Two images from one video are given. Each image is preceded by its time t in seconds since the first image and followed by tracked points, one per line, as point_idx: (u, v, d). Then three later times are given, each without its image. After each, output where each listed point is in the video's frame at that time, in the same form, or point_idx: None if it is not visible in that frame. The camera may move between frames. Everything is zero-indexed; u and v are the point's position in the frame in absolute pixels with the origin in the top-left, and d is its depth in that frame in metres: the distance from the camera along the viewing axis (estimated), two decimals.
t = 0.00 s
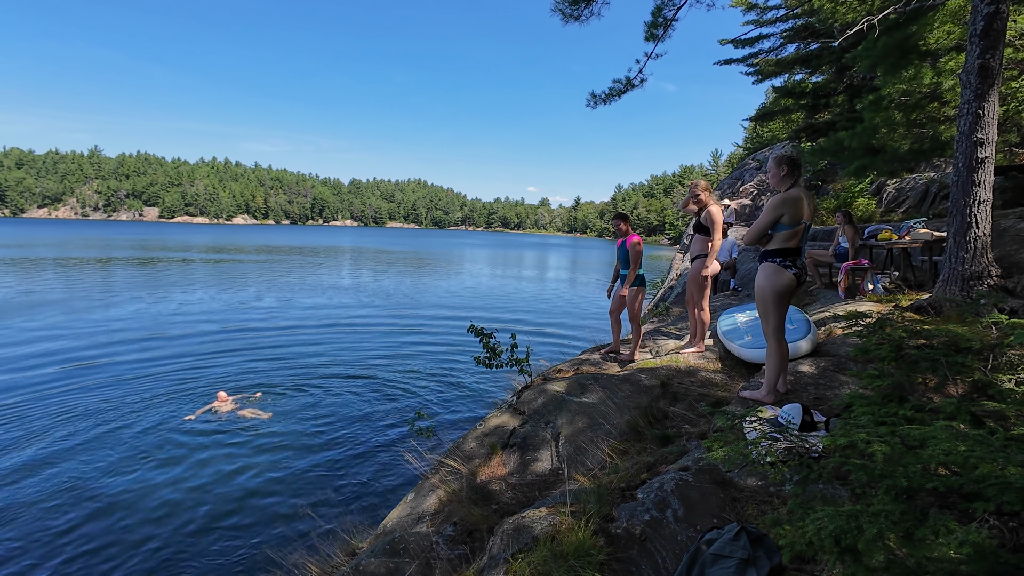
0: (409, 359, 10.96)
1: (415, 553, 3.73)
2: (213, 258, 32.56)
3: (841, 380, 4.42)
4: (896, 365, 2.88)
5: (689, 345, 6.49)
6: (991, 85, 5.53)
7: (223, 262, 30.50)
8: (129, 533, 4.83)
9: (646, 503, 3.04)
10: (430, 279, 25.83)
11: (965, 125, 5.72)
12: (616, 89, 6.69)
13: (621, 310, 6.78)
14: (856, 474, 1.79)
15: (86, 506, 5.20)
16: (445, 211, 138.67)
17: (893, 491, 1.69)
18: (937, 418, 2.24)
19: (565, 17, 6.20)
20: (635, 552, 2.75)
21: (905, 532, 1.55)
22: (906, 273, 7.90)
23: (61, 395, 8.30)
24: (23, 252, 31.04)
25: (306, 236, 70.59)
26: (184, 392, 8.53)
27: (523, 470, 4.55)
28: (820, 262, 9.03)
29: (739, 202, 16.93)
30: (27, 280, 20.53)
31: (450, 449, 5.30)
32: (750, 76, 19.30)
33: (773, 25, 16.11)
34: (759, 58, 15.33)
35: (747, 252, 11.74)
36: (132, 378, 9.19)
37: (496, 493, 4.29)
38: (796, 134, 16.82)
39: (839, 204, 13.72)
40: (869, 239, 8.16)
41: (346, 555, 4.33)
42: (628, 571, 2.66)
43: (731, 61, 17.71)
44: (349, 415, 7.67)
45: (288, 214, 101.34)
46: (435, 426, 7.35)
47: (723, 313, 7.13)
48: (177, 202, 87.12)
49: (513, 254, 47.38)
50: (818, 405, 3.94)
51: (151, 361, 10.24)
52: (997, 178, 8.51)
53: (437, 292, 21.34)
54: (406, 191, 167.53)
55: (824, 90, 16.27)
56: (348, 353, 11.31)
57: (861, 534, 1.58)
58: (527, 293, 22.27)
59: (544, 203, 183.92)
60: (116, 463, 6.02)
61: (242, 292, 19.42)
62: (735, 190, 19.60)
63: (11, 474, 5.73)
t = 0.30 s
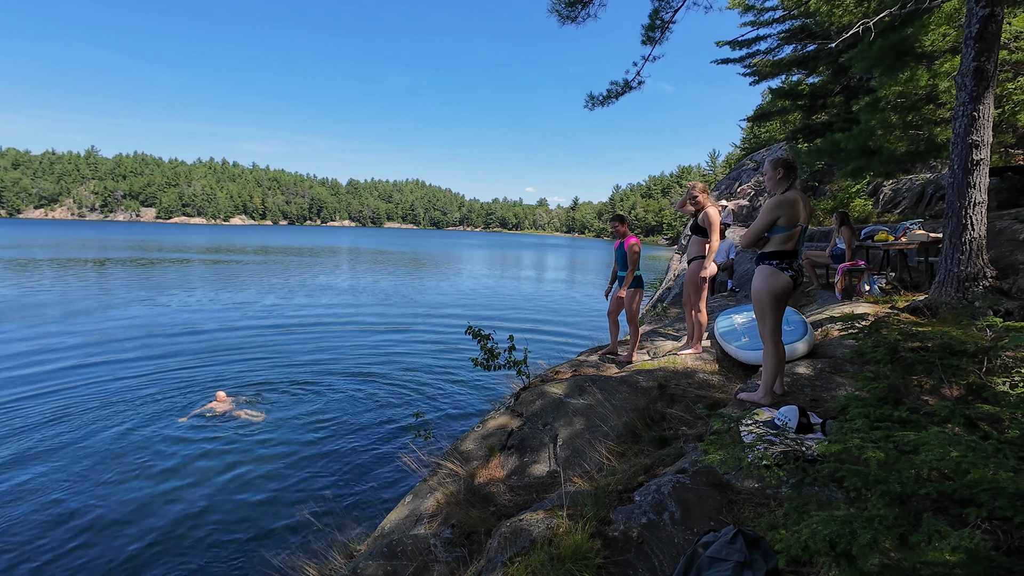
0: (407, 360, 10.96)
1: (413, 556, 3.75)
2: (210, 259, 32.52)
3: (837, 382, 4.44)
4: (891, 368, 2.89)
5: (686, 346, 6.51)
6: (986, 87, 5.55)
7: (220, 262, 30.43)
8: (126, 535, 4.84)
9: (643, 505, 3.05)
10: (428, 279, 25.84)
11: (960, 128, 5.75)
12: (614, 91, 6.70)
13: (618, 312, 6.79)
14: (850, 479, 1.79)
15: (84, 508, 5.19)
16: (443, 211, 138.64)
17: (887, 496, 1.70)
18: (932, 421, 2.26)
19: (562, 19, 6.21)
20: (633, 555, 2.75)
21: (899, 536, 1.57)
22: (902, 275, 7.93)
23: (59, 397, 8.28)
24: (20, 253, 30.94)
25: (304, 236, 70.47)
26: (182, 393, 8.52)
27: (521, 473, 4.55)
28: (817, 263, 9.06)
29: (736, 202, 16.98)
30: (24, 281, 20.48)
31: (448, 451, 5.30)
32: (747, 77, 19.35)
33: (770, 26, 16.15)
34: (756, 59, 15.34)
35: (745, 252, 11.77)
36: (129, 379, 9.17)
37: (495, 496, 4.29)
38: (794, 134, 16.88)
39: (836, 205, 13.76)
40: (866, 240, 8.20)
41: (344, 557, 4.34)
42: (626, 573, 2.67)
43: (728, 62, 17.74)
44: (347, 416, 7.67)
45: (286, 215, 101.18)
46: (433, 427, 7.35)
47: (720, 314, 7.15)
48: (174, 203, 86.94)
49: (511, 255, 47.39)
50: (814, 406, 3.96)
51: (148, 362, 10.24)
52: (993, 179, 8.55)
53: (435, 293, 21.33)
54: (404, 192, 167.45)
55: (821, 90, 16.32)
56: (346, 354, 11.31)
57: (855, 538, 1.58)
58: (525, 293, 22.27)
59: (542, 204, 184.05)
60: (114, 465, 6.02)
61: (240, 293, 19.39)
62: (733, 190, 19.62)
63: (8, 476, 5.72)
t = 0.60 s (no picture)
0: (406, 360, 10.96)
1: (412, 556, 3.76)
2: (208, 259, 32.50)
3: (835, 381, 4.46)
4: (888, 367, 2.91)
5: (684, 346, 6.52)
6: (981, 88, 5.58)
7: (218, 263, 30.36)
8: (125, 535, 4.84)
9: (641, 505, 3.06)
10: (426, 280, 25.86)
11: (956, 128, 5.77)
12: (612, 92, 6.72)
13: (616, 312, 6.80)
14: (846, 477, 1.81)
15: (82, 509, 5.20)
16: (441, 212, 138.66)
17: (882, 494, 1.72)
18: (928, 420, 2.27)
19: (560, 20, 6.23)
20: (631, 554, 2.76)
21: (894, 534, 1.58)
22: (899, 274, 7.96)
23: (57, 397, 8.27)
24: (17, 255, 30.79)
25: (302, 237, 70.40)
26: (181, 394, 8.52)
27: (520, 472, 4.55)
28: (814, 263, 9.09)
29: (734, 202, 17.02)
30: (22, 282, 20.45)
31: (447, 451, 5.31)
32: (745, 77, 19.41)
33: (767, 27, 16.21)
34: (754, 60, 15.39)
35: (742, 252, 11.80)
36: (127, 380, 9.16)
37: (493, 496, 4.30)
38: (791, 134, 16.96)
39: (833, 205, 13.79)
40: (863, 240, 8.22)
41: (343, 558, 4.35)
42: (624, 572, 2.68)
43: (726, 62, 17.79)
44: (346, 417, 7.67)
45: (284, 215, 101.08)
46: (432, 427, 7.36)
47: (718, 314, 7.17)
48: (172, 204, 86.80)
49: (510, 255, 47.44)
50: (812, 405, 3.98)
51: (146, 363, 10.21)
52: (989, 179, 8.58)
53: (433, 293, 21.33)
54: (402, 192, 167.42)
55: (818, 91, 16.36)
56: (345, 354, 11.30)
57: (851, 536, 1.60)
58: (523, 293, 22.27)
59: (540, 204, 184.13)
60: (112, 466, 6.01)
61: (238, 294, 19.38)
62: (731, 190, 19.64)
63: (6, 478, 5.71)
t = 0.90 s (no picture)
0: (404, 361, 10.95)
1: (411, 555, 3.76)
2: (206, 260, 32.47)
3: (833, 380, 4.46)
4: (885, 365, 2.92)
5: (683, 346, 6.53)
6: (978, 88, 5.59)
7: (216, 264, 30.31)
8: (123, 535, 4.83)
9: (639, 504, 3.06)
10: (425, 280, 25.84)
11: (954, 127, 5.79)
12: (611, 93, 6.73)
13: (615, 312, 6.80)
14: (843, 472, 1.81)
15: (80, 510, 5.19)
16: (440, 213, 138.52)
17: (880, 489, 1.72)
18: (926, 417, 2.27)
19: (559, 21, 6.24)
20: (629, 552, 2.77)
21: (891, 529, 1.59)
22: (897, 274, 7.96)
23: (55, 398, 8.26)
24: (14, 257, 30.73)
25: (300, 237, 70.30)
26: (179, 395, 8.51)
27: (519, 472, 4.55)
28: (812, 262, 9.10)
29: (732, 203, 17.03)
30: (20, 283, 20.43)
31: (445, 450, 5.30)
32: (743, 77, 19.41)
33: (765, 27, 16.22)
34: (752, 60, 15.41)
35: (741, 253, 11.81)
36: (125, 381, 9.15)
37: (492, 495, 4.30)
38: (789, 134, 17.17)
39: (831, 205, 13.82)
40: (861, 239, 8.23)
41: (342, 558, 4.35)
42: (622, 571, 2.68)
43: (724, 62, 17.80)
44: (344, 417, 7.67)
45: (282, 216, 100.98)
46: (430, 427, 7.35)
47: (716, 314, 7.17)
48: (169, 205, 86.69)
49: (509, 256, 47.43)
50: (810, 404, 3.99)
51: (144, 364, 10.19)
52: (986, 179, 8.61)
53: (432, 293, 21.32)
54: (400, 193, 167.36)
55: (816, 91, 16.36)
56: (343, 355, 11.29)
57: (848, 532, 1.60)
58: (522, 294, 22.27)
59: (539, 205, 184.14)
60: (109, 466, 6.01)
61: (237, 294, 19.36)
62: (729, 190, 19.66)
63: (3, 479, 5.69)
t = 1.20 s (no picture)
0: (403, 361, 10.95)
1: (410, 556, 3.76)
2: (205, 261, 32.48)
3: (832, 380, 4.47)
4: (884, 365, 2.93)
5: (682, 346, 6.53)
6: (976, 88, 5.60)
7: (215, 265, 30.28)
8: (123, 535, 4.84)
9: (638, 504, 3.05)
10: (424, 281, 25.83)
11: (951, 128, 5.80)
12: (610, 94, 6.73)
13: (613, 312, 6.79)
14: (842, 473, 1.81)
15: (80, 510, 5.20)
16: (439, 213, 138.46)
17: (878, 490, 1.72)
18: (924, 417, 2.27)
19: (558, 22, 6.24)
20: (629, 553, 2.76)
21: (890, 530, 1.59)
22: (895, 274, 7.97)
23: (54, 399, 8.27)
24: (13, 257, 30.73)
25: (299, 238, 70.24)
26: (178, 395, 8.51)
27: (518, 472, 4.55)
28: (811, 263, 9.11)
29: (731, 203, 17.04)
30: (19, 284, 20.43)
31: (445, 451, 5.29)
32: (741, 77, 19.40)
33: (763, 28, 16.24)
34: (750, 61, 15.42)
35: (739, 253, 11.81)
36: (124, 382, 9.16)
37: (491, 496, 4.30)
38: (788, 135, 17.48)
39: (829, 206, 13.84)
40: (860, 240, 8.24)
41: (341, 559, 4.35)
42: (622, 571, 2.68)
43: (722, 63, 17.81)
44: (344, 417, 7.67)
45: (281, 217, 100.98)
46: (430, 427, 7.35)
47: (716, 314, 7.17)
48: (168, 206, 86.63)
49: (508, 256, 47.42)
50: (809, 404, 3.99)
51: (143, 365, 10.19)
52: (984, 180, 8.62)
53: (431, 294, 21.30)
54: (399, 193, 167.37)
55: (814, 92, 16.36)
56: (343, 355, 11.30)
57: (847, 533, 1.60)
58: (521, 294, 22.27)
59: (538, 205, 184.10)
60: (109, 467, 6.01)
61: (235, 295, 19.36)
62: (728, 191, 19.67)
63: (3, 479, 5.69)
